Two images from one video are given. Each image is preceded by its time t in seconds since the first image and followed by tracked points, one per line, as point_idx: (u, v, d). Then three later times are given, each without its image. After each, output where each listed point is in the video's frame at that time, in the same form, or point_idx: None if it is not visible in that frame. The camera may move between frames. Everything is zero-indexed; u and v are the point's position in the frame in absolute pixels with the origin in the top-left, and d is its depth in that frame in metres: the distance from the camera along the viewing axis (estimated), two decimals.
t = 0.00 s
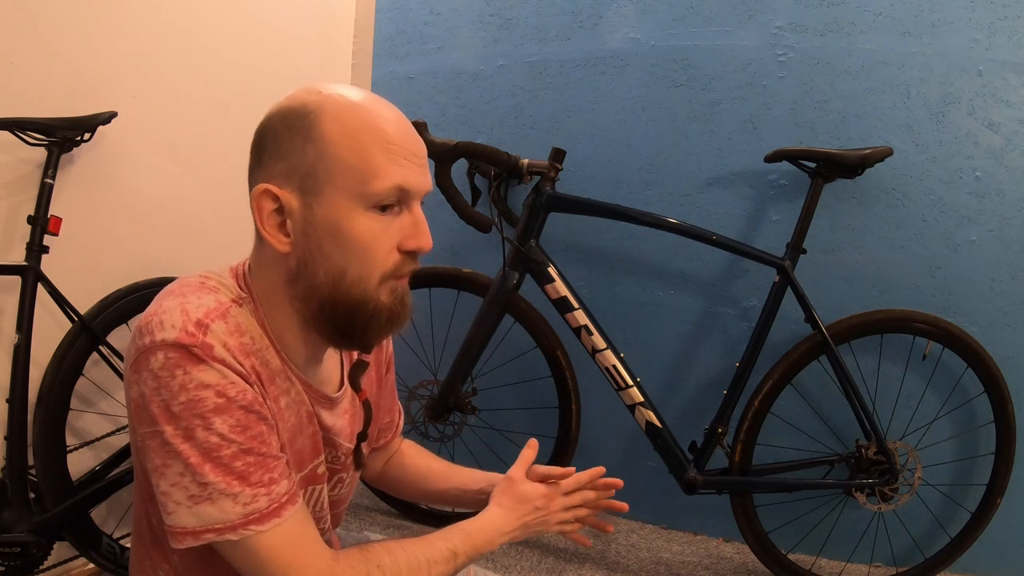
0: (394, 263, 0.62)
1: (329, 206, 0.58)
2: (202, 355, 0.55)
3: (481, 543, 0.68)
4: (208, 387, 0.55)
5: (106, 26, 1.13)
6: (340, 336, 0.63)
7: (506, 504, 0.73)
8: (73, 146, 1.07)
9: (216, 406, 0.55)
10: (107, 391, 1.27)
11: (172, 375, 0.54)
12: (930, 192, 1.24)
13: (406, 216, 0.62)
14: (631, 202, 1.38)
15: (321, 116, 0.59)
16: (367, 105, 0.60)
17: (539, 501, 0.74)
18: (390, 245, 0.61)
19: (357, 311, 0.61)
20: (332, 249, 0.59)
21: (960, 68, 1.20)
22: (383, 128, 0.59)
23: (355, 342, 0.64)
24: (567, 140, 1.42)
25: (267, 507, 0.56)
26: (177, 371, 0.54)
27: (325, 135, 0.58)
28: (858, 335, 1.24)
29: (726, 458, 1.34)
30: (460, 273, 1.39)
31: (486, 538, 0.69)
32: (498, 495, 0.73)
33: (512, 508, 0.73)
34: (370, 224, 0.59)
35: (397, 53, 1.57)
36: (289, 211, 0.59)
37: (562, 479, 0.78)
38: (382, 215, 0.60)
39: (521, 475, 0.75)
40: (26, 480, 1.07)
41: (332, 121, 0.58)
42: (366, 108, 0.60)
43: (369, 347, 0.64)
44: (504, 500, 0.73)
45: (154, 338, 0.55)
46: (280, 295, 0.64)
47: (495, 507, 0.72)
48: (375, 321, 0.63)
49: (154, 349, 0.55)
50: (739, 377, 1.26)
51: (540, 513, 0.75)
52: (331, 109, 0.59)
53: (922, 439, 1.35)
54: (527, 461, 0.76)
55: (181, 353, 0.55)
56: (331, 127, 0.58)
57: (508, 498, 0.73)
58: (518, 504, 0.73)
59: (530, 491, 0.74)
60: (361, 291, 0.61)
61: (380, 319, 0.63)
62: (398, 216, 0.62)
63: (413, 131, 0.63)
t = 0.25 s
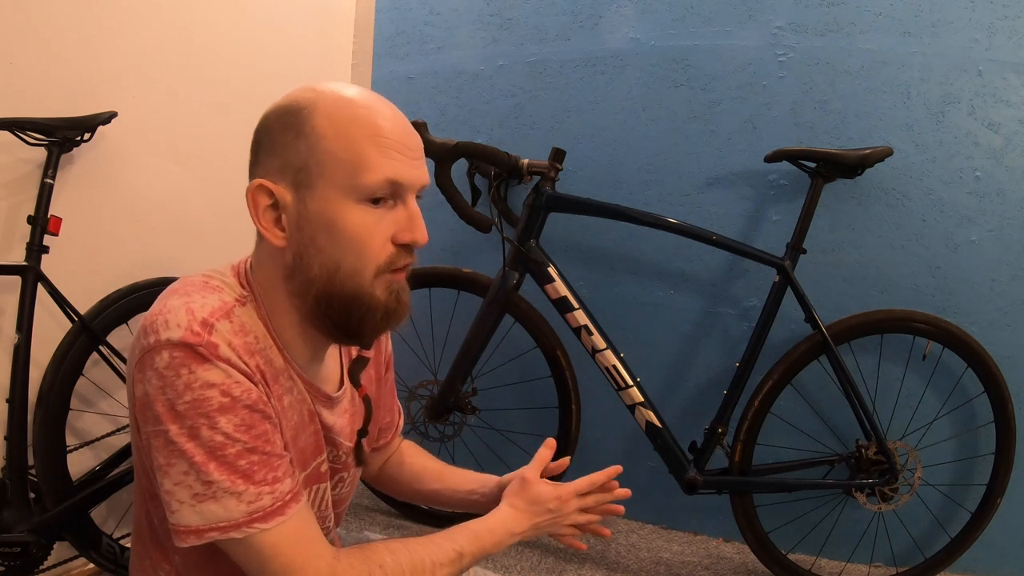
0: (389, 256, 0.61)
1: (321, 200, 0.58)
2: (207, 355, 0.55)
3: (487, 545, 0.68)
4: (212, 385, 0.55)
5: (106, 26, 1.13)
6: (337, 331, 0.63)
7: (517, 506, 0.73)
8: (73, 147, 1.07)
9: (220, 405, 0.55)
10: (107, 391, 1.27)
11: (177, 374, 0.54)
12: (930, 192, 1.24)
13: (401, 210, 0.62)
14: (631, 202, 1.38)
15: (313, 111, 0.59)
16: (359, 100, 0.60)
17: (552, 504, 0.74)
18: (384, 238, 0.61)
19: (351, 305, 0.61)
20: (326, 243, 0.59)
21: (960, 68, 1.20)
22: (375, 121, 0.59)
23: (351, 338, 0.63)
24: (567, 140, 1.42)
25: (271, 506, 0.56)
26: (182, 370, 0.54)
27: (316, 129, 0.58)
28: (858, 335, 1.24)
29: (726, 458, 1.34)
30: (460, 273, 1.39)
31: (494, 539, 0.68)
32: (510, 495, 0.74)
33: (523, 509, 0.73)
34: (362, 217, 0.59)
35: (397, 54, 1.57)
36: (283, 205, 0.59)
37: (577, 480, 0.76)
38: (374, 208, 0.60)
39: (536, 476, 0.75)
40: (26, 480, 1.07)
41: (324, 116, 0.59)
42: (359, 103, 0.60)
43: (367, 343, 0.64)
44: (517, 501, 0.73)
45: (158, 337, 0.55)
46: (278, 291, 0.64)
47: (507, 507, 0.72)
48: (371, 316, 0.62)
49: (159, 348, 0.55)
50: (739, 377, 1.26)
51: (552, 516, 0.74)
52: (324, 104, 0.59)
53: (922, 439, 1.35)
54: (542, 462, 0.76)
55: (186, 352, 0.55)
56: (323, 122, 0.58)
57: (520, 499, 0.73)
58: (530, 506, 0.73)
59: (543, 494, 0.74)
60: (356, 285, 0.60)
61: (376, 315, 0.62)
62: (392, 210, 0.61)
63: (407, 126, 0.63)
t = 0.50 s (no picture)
0: (371, 253, 0.60)
1: (300, 195, 0.58)
2: (208, 352, 0.55)
3: (489, 548, 0.67)
4: (214, 383, 0.55)
5: (106, 25, 1.13)
6: (323, 328, 0.62)
7: (521, 509, 0.72)
8: (73, 146, 1.07)
9: (221, 403, 0.55)
10: (107, 391, 1.27)
11: (179, 371, 0.54)
12: (930, 192, 1.24)
13: (383, 205, 0.60)
14: (632, 202, 1.38)
15: (298, 108, 0.59)
16: (343, 95, 0.59)
17: (557, 510, 0.73)
18: (365, 234, 0.59)
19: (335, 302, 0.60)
20: (307, 239, 0.58)
21: (959, 68, 1.20)
22: (354, 114, 0.58)
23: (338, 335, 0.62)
24: (567, 140, 1.42)
25: (270, 504, 0.56)
26: (183, 367, 0.54)
27: (299, 125, 0.58)
28: (858, 335, 1.24)
29: (726, 458, 1.34)
30: (460, 273, 1.39)
31: (495, 543, 0.68)
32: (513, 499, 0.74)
33: (526, 514, 0.72)
34: (340, 213, 0.58)
35: (398, 54, 1.57)
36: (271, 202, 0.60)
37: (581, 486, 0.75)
38: (355, 203, 0.58)
39: (542, 482, 0.74)
40: (26, 480, 1.07)
41: (307, 112, 0.58)
42: (342, 97, 0.59)
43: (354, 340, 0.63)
44: (521, 506, 0.73)
45: (160, 334, 0.55)
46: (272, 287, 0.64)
47: (511, 511, 0.72)
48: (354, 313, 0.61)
49: (161, 344, 0.55)
50: (739, 376, 1.26)
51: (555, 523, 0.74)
52: (309, 101, 0.59)
53: (922, 439, 1.35)
54: (550, 468, 0.75)
55: (188, 349, 0.55)
56: (304, 118, 0.58)
57: (524, 504, 0.73)
58: (534, 512, 0.73)
59: (550, 501, 0.73)
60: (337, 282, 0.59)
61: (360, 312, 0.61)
62: (374, 205, 0.59)
63: (394, 118, 0.60)
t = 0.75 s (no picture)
0: (343, 251, 0.58)
1: (280, 192, 0.58)
2: (211, 352, 0.55)
3: (495, 547, 0.68)
4: (217, 383, 0.55)
5: (106, 25, 1.13)
6: (302, 328, 0.61)
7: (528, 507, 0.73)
8: (73, 147, 1.07)
9: (224, 403, 0.55)
10: (107, 391, 1.27)
11: (182, 371, 0.54)
12: (930, 192, 1.24)
13: (358, 203, 0.58)
14: (631, 202, 1.38)
15: (287, 109, 0.60)
16: (328, 94, 0.59)
17: (563, 505, 0.74)
18: (336, 231, 0.58)
19: (308, 301, 0.59)
20: (285, 236, 0.59)
21: (959, 68, 1.20)
22: (330, 110, 0.58)
23: (314, 336, 0.61)
24: (567, 140, 1.42)
25: (273, 503, 0.56)
26: (186, 367, 0.54)
27: (284, 125, 0.59)
28: (858, 335, 1.24)
29: (726, 458, 1.34)
30: (460, 273, 1.39)
31: (502, 541, 0.68)
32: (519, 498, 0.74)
33: (533, 511, 0.73)
34: (313, 209, 0.57)
35: (398, 54, 1.57)
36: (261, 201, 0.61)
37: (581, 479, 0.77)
38: (329, 199, 0.58)
39: (544, 477, 0.75)
40: (26, 480, 1.07)
41: (292, 111, 0.59)
42: (326, 96, 0.59)
43: (330, 342, 0.61)
44: (528, 503, 0.73)
45: (163, 334, 0.55)
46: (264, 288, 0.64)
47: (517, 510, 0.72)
48: (327, 312, 0.59)
49: (164, 345, 0.55)
50: (739, 377, 1.26)
51: (561, 518, 0.74)
52: (297, 101, 0.60)
53: (922, 439, 1.35)
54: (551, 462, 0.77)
55: (191, 349, 0.55)
56: (289, 117, 0.59)
57: (530, 500, 0.73)
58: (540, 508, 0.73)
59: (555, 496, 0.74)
60: (310, 280, 0.58)
61: (333, 311, 0.59)
62: (350, 202, 0.58)
63: (377, 116, 0.59)
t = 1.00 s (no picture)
0: (347, 253, 0.58)
1: (284, 194, 0.58)
2: (216, 353, 0.55)
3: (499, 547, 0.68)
4: (221, 384, 0.55)
5: (107, 25, 1.13)
6: (308, 329, 0.61)
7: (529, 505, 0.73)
8: (73, 146, 1.07)
9: (228, 404, 0.55)
10: (107, 391, 1.27)
11: (186, 371, 0.54)
12: (930, 192, 1.24)
13: (362, 204, 0.58)
14: (632, 202, 1.38)
15: (290, 110, 0.60)
16: (331, 95, 0.59)
17: (559, 498, 0.76)
18: (340, 233, 0.58)
19: (312, 302, 0.59)
20: (289, 237, 0.59)
21: (959, 68, 1.20)
22: (333, 111, 0.58)
23: (320, 338, 0.61)
24: (567, 140, 1.42)
25: (275, 505, 0.56)
26: (190, 368, 0.54)
27: (287, 126, 0.59)
28: (858, 335, 1.24)
29: (726, 458, 1.34)
30: (460, 273, 1.39)
31: (509, 539, 0.69)
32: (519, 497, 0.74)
33: (534, 507, 0.73)
34: (317, 210, 0.57)
35: (398, 54, 1.57)
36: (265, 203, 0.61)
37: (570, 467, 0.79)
38: (333, 201, 0.58)
39: (541, 472, 0.76)
40: (26, 480, 1.07)
41: (295, 113, 0.59)
42: (329, 97, 0.59)
43: (335, 344, 0.61)
44: (529, 500, 0.73)
45: (168, 334, 0.55)
46: (269, 289, 0.64)
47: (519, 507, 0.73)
48: (332, 314, 0.59)
49: (168, 345, 0.55)
50: (739, 377, 1.26)
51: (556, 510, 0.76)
52: (300, 103, 0.60)
53: (922, 439, 1.35)
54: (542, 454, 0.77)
55: (195, 350, 0.55)
56: (292, 118, 0.59)
57: (531, 498, 0.74)
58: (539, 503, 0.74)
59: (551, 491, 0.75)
60: (314, 281, 0.58)
61: (338, 313, 0.59)
62: (353, 204, 0.58)
63: (381, 117, 0.59)
